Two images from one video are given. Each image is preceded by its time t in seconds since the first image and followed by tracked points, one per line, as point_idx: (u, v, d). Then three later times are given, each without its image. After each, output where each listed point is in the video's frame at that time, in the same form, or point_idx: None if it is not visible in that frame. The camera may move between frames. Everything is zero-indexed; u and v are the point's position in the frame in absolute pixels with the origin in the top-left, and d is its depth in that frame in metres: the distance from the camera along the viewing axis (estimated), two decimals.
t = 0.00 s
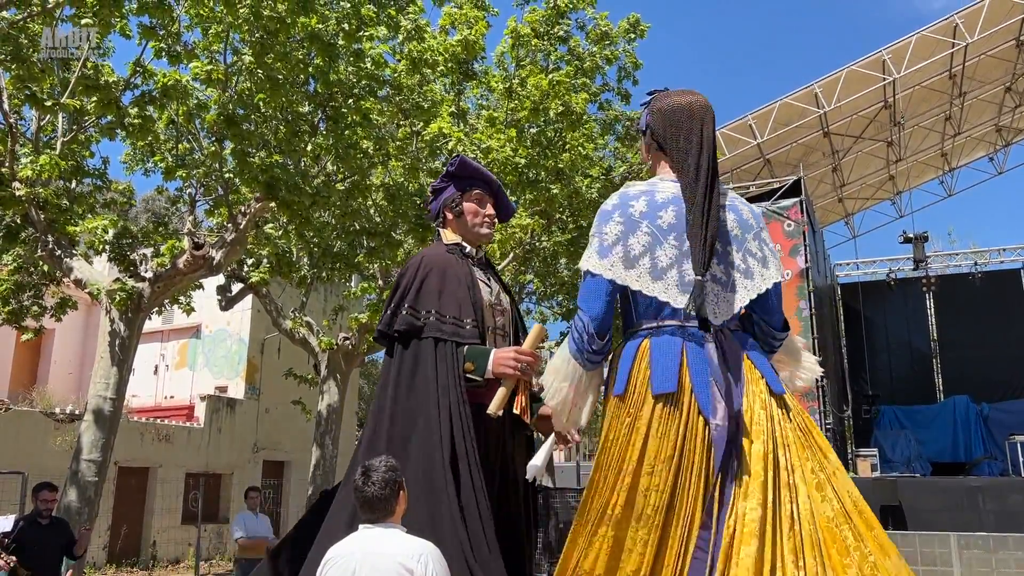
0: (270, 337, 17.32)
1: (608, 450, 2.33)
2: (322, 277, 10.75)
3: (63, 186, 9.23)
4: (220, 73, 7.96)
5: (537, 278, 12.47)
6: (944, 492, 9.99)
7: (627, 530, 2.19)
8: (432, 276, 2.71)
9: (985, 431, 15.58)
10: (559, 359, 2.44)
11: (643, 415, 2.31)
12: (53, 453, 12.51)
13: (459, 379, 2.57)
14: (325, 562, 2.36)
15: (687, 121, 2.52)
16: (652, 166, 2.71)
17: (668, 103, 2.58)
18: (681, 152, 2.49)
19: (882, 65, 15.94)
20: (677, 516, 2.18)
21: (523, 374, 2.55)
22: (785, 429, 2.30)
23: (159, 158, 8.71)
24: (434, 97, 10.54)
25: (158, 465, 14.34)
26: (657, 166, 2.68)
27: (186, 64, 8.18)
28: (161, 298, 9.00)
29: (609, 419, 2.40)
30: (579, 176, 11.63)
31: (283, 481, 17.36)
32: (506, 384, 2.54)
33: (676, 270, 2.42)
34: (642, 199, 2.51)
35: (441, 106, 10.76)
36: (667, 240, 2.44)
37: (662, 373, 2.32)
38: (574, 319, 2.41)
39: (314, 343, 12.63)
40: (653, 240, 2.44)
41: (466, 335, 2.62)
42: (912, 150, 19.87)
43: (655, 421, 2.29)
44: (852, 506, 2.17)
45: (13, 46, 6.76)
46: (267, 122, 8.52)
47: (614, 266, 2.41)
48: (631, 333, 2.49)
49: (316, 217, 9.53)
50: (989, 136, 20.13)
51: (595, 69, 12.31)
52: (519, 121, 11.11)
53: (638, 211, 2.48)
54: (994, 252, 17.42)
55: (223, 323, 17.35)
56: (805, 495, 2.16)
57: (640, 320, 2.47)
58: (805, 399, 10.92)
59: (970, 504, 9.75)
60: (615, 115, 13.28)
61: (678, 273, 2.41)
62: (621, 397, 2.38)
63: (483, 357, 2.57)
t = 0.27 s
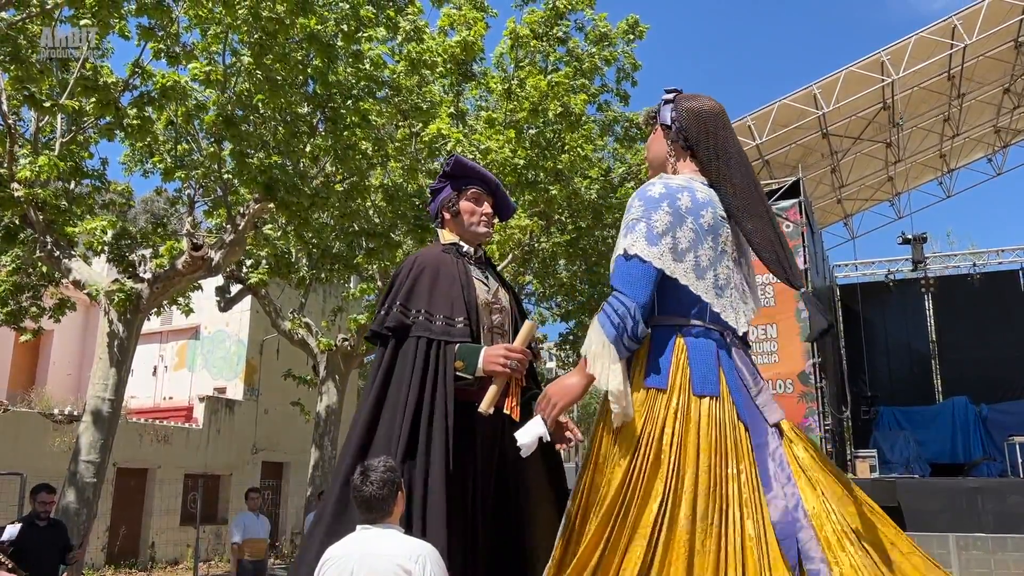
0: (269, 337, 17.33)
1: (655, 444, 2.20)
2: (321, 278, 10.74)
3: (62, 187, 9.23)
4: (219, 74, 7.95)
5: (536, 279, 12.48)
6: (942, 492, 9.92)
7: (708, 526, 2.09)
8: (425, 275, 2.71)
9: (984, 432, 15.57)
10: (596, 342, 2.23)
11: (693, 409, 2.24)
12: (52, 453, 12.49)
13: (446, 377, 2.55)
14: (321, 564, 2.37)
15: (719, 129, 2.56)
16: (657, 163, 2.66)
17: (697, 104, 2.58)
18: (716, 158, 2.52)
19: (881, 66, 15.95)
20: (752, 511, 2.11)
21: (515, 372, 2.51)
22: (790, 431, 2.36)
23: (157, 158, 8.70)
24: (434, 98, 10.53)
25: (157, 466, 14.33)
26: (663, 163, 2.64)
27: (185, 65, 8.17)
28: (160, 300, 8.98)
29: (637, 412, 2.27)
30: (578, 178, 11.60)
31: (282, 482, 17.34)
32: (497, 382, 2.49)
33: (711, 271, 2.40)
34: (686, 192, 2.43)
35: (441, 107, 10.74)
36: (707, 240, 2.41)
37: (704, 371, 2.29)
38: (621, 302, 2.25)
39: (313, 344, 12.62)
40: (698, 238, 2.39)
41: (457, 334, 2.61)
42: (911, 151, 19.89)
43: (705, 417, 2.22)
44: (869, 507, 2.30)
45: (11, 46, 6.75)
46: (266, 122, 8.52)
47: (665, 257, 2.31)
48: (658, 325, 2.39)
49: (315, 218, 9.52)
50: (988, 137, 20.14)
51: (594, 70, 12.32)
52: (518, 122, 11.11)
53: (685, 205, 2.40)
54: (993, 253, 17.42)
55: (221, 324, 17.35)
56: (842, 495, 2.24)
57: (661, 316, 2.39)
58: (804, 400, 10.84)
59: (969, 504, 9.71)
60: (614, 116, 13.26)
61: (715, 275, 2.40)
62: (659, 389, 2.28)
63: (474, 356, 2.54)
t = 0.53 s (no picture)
0: (267, 338, 17.34)
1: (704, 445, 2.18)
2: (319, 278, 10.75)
3: (60, 187, 9.23)
4: (218, 74, 7.95)
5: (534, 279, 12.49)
6: (940, 493, 9.92)
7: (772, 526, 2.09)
8: (422, 276, 2.71)
9: (982, 433, 15.59)
10: (631, 344, 2.15)
11: (729, 414, 2.25)
12: (50, 454, 12.49)
13: (442, 374, 2.55)
14: (319, 565, 2.36)
15: (722, 133, 2.63)
16: (656, 162, 2.67)
17: (700, 106, 2.62)
18: (721, 162, 2.58)
19: (879, 67, 15.97)
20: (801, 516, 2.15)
21: (510, 372, 2.51)
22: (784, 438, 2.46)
23: (155, 159, 8.71)
24: (432, 99, 10.52)
25: (155, 466, 14.33)
26: (665, 163, 2.65)
27: (183, 65, 8.17)
28: (158, 300, 8.99)
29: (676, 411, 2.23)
30: (577, 179, 11.59)
31: (280, 482, 17.34)
32: (492, 382, 2.50)
33: (722, 277, 2.45)
34: (703, 196, 2.45)
35: (439, 108, 10.75)
36: (720, 245, 2.44)
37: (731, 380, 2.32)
38: (654, 300, 2.22)
39: (312, 344, 12.62)
40: (715, 243, 2.42)
41: (452, 334, 2.63)
42: (909, 152, 19.92)
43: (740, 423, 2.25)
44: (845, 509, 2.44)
45: (9, 47, 6.76)
46: (264, 123, 8.51)
47: (693, 258, 2.31)
48: (687, 327, 2.38)
49: (313, 219, 9.53)
50: (985, 138, 20.18)
51: (592, 70, 12.33)
52: (516, 123, 11.11)
53: (705, 208, 2.41)
54: (991, 254, 17.45)
55: (220, 325, 17.35)
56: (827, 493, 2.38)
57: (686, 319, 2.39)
58: (802, 401, 10.84)
59: (967, 505, 9.72)
60: (613, 117, 13.26)
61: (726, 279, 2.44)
62: (693, 391, 2.26)
63: (469, 356, 2.54)
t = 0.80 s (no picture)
0: (265, 338, 17.33)
1: (728, 448, 2.17)
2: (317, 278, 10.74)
3: (57, 187, 9.23)
4: (215, 74, 7.94)
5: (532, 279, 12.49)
6: (939, 493, 9.92)
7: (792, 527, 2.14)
8: (422, 277, 2.72)
9: (979, 433, 15.60)
10: (641, 348, 2.16)
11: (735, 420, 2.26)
12: (47, 454, 12.47)
13: (436, 371, 2.56)
14: (315, 566, 2.35)
15: (716, 136, 2.65)
16: (652, 162, 2.66)
17: (696, 108, 2.64)
18: (718, 164, 2.61)
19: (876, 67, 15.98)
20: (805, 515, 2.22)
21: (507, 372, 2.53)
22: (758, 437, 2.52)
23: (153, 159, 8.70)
24: (430, 99, 10.51)
25: (153, 467, 14.32)
26: (661, 163, 2.65)
27: (181, 65, 8.17)
28: (155, 300, 8.98)
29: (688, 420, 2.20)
30: (575, 179, 11.54)
31: (278, 482, 17.34)
32: (492, 381, 2.52)
33: (721, 279, 2.46)
34: (704, 198, 2.44)
35: (437, 108, 10.74)
36: (719, 247, 2.44)
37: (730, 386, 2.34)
38: (661, 301, 2.21)
39: (310, 344, 12.61)
40: (715, 245, 2.41)
41: (447, 333, 2.63)
42: (906, 153, 19.94)
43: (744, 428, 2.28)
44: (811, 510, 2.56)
45: (7, 47, 6.75)
46: (262, 122, 8.50)
47: (698, 260, 2.30)
48: (692, 329, 2.37)
49: (311, 219, 9.53)
50: (983, 139, 20.21)
51: (590, 71, 12.32)
52: (515, 123, 11.12)
53: (709, 209, 2.41)
54: (988, 254, 17.47)
55: (218, 325, 17.34)
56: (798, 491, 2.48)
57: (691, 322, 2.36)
58: (799, 401, 10.85)
59: (965, 505, 9.71)
60: (611, 117, 13.27)
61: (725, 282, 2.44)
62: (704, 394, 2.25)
63: (467, 355, 2.54)
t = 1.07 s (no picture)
0: (263, 338, 17.32)
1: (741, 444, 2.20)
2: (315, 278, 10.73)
3: (55, 187, 9.21)
4: (213, 74, 7.93)
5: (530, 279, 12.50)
6: (937, 492, 9.92)
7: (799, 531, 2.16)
8: (433, 276, 2.69)
9: (976, 433, 15.62)
10: (636, 349, 2.16)
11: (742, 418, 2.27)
12: (44, 455, 12.45)
13: (450, 370, 2.55)
14: (315, 565, 2.37)
15: (707, 136, 2.66)
16: (646, 163, 2.66)
17: (688, 108, 2.64)
18: (710, 165, 2.62)
19: (874, 68, 15.99)
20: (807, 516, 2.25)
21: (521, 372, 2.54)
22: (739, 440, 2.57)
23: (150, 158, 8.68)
24: (428, 99, 10.50)
25: (151, 466, 14.30)
26: (655, 164, 2.64)
27: (178, 65, 8.16)
28: (153, 300, 8.97)
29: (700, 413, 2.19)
30: (573, 179, 11.51)
31: (276, 483, 17.34)
32: (508, 381, 2.53)
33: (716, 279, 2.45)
34: (695, 199, 2.44)
35: (435, 107, 10.73)
36: (713, 247, 2.44)
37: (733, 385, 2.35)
38: (658, 301, 2.21)
39: (308, 344, 12.60)
40: (708, 245, 2.41)
41: (459, 333, 2.62)
42: (904, 153, 19.97)
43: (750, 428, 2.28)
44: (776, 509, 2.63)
45: (4, 46, 6.72)
46: (260, 122, 8.50)
47: (692, 260, 2.30)
48: (688, 330, 2.36)
49: (309, 218, 9.52)
50: (980, 139, 20.25)
51: (588, 71, 12.33)
52: (513, 123, 11.16)
53: (702, 210, 2.42)
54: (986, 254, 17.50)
55: (216, 325, 17.32)
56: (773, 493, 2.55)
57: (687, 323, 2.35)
58: (797, 401, 10.87)
59: (962, 505, 9.72)
60: (609, 117, 13.29)
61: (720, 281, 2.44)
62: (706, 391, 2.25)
63: (484, 355, 2.54)
